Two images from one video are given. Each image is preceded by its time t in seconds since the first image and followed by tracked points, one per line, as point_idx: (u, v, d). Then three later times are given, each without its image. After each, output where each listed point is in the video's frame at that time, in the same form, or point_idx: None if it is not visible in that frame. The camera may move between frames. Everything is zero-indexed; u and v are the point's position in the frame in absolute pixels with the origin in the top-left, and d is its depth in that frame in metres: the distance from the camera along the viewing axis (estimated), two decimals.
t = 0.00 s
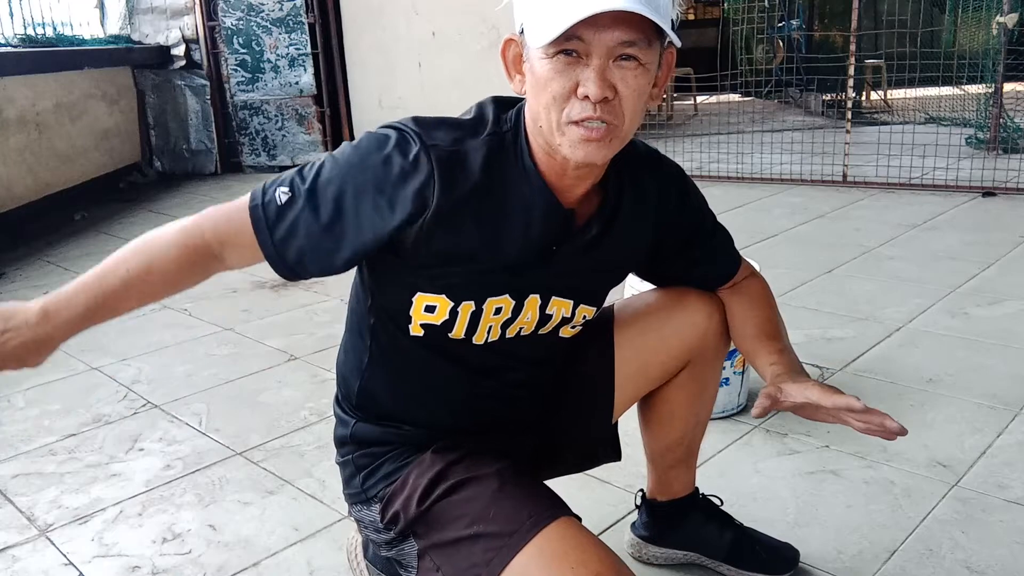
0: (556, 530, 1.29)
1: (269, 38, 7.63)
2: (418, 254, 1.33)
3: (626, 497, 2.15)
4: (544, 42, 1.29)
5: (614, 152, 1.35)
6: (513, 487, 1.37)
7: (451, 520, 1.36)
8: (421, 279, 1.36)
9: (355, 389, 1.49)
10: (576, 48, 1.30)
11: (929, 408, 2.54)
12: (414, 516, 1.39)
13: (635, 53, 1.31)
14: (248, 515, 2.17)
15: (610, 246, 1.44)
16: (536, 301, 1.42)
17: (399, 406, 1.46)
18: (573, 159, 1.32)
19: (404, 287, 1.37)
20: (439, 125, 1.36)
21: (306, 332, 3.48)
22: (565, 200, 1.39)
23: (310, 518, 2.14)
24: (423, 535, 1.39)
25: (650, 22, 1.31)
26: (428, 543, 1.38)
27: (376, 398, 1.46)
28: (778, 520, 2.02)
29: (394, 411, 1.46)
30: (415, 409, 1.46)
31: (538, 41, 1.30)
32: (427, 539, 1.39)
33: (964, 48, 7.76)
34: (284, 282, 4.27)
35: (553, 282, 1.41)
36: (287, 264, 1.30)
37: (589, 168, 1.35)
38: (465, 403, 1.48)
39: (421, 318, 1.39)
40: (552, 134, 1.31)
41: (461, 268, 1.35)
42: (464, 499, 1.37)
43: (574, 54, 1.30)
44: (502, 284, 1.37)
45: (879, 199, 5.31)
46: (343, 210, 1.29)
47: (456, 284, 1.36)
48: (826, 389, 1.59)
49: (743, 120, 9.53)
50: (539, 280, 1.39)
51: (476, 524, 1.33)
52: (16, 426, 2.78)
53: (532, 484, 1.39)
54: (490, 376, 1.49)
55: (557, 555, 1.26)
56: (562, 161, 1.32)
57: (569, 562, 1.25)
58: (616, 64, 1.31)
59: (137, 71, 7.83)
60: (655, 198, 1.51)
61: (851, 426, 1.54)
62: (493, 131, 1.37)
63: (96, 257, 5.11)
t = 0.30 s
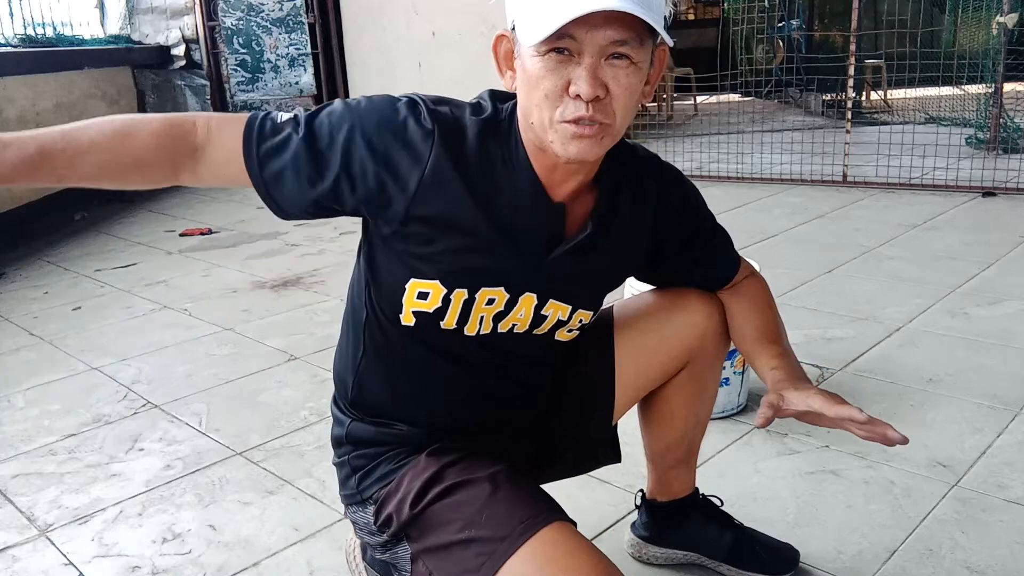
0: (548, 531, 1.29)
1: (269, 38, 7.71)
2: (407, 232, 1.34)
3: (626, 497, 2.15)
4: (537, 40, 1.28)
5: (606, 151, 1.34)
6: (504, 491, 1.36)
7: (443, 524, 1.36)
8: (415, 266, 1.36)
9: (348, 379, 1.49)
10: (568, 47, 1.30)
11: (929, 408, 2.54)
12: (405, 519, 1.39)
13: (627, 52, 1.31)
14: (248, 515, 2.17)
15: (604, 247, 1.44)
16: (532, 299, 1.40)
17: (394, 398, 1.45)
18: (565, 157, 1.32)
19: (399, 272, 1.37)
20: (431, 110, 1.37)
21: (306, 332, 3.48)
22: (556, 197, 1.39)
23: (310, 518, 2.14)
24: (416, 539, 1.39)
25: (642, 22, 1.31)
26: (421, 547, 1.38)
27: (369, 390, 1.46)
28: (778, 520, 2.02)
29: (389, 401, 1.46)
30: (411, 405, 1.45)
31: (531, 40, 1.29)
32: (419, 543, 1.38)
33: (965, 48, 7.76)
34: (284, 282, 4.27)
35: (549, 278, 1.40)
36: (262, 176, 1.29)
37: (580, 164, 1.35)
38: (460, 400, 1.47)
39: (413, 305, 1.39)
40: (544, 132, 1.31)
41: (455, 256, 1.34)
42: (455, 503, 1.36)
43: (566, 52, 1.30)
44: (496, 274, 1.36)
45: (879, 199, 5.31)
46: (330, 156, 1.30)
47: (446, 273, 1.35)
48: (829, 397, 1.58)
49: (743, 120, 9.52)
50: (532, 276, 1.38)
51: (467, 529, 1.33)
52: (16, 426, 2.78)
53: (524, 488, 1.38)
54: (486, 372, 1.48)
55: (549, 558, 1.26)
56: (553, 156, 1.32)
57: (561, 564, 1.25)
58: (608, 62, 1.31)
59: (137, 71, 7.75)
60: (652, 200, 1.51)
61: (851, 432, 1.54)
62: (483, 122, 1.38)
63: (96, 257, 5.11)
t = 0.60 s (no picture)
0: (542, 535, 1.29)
1: (269, 38, 7.76)
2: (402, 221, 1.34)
3: (626, 497, 2.15)
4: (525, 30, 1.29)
5: (597, 139, 1.35)
6: (500, 494, 1.36)
7: (439, 525, 1.36)
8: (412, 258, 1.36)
9: (348, 375, 1.49)
10: (557, 35, 1.30)
11: (928, 408, 2.54)
12: (401, 519, 1.38)
13: (615, 39, 1.31)
14: (248, 515, 2.17)
15: (599, 241, 1.44)
16: (526, 288, 1.40)
17: (392, 391, 1.45)
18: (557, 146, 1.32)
19: (397, 262, 1.37)
20: (430, 103, 1.37)
21: (306, 332, 3.48)
22: (547, 185, 1.39)
23: (311, 518, 2.14)
24: (411, 540, 1.39)
25: (628, 8, 1.32)
26: (416, 548, 1.38)
27: (368, 386, 1.46)
28: (778, 520, 2.02)
29: (388, 396, 1.45)
30: (411, 401, 1.45)
31: (518, 29, 1.30)
32: (414, 544, 1.38)
33: (964, 48, 7.77)
34: (284, 282, 4.27)
35: (544, 269, 1.39)
36: (264, 135, 1.28)
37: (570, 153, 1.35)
38: (459, 395, 1.47)
39: (410, 294, 1.38)
40: (534, 121, 1.32)
41: (450, 245, 1.34)
42: (451, 504, 1.36)
43: (555, 40, 1.31)
44: (491, 264, 1.36)
45: (879, 200, 5.31)
46: (335, 136, 1.30)
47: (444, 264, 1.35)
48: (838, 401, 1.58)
49: (743, 120, 9.53)
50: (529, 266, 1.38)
51: (461, 531, 1.33)
52: (16, 426, 2.78)
53: (520, 492, 1.37)
54: (486, 367, 1.48)
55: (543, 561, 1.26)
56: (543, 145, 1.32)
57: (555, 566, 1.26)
58: (597, 49, 1.31)
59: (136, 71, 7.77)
60: (650, 200, 1.51)
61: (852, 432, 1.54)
62: (476, 111, 1.39)
63: (96, 257, 5.11)
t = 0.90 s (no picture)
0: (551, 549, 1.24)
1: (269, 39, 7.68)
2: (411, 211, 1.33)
3: (626, 497, 2.15)
4: (545, 27, 1.28)
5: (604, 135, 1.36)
6: (507, 501, 1.32)
7: (447, 533, 1.32)
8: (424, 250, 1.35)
9: (349, 379, 1.46)
10: (573, 31, 1.30)
11: (929, 408, 2.54)
12: (411, 528, 1.35)
13: (629, 37, 1.33)
14: (248, 515, 2.17)
15: (603, 232, 1.45)
16: (543, 276, 1.40)
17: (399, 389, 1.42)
18: (568, 139, 1.33)
19: (420, 255, 1.35)
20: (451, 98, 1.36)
21: (306, 332, 3.48)
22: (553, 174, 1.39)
23: (311, 518, 2.14)
24: (421, 547, 1.36)
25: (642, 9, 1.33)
26: (425, 557, 1.35)
27: (376, 389, 1.43)
28: (778, 520, 2.02)
29: (393, 393, 1.43)
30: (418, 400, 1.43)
31: (536, 24, 1.29)
32: (422, 554, 1.35)
33: (964, 48, 7.76)
34: (284, 282, 4.26)
35: (554, 255, 1.40)
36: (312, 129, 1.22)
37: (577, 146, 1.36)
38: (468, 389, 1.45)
39: (436, 282, 1.36)
40: (546, 114, 1.32)
41: (461, 232, 1.34)
42: (460, 513, 1.32)
43: (571, 37, 1.31)
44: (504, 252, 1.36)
45: (879, 200, 5.31)
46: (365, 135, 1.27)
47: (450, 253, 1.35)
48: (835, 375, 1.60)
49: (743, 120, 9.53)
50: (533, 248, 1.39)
51: (471, 540, 1.29)
52: (16, 426, 2.78)
53: (532, 499, 1.33)
54: (497, 362, 1.46)
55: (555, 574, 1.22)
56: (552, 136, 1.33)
57: None
58: (612, 47, 1.32)
59: (137, 71, 7.82)
60: (649, 194, 1.53)
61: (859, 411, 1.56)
62: (484, 104, 1.39)
63: (96, 257, 5.11)
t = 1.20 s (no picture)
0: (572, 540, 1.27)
1: (269, 38, 7.65)
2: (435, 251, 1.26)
3: (625, 497, 2.15)
4: (559, 39, 1.23)
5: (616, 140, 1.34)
6: (523, 495, 1.33)
7: (467, 533, 1.32)
8: (446, 289, 1.28)
9: (342, 405, 1.40)
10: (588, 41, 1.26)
11: (929, 408, 2.53)
12: (428, 534, 1.34)
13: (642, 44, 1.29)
14: (248, 515, 2.17)
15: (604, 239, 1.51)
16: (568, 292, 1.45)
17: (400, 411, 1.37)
18: (580, 146, 1.32)
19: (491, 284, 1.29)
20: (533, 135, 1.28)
21: (305, 332, 3.48)
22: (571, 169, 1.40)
23: (310, 518, 2.14)
24: (438, 553, 1.34)
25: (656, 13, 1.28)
26: (446, 560, 1.33)
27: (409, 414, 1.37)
28: (778, 520, 2.02)
29: (391, 420, 1.37)
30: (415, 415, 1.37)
31: (548, 34, 1.24)
32: (441, 558, 1.34)
33: (965, 48, 7.77)
34: (284, 282, 4.26)
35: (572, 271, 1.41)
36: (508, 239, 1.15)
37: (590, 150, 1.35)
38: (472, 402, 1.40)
39: (501, 310, 1.33)
40: (559, 123, 1.30)
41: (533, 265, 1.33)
42: (474, 513, 1.32)
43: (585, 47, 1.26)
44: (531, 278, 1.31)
45: (879, 200, 5.31)
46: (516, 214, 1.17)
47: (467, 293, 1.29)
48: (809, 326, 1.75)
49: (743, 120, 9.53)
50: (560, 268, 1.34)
51: (496, 537, 1.29)
52: (16, 426, 2.78)
53: (540, 491, 1.35)
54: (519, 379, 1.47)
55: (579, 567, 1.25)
56: (563, 144, 1.31)
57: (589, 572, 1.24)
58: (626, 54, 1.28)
59: (137, 71, 7.85)
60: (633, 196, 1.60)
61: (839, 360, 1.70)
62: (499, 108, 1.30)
63: (96, 257, 5.10)
